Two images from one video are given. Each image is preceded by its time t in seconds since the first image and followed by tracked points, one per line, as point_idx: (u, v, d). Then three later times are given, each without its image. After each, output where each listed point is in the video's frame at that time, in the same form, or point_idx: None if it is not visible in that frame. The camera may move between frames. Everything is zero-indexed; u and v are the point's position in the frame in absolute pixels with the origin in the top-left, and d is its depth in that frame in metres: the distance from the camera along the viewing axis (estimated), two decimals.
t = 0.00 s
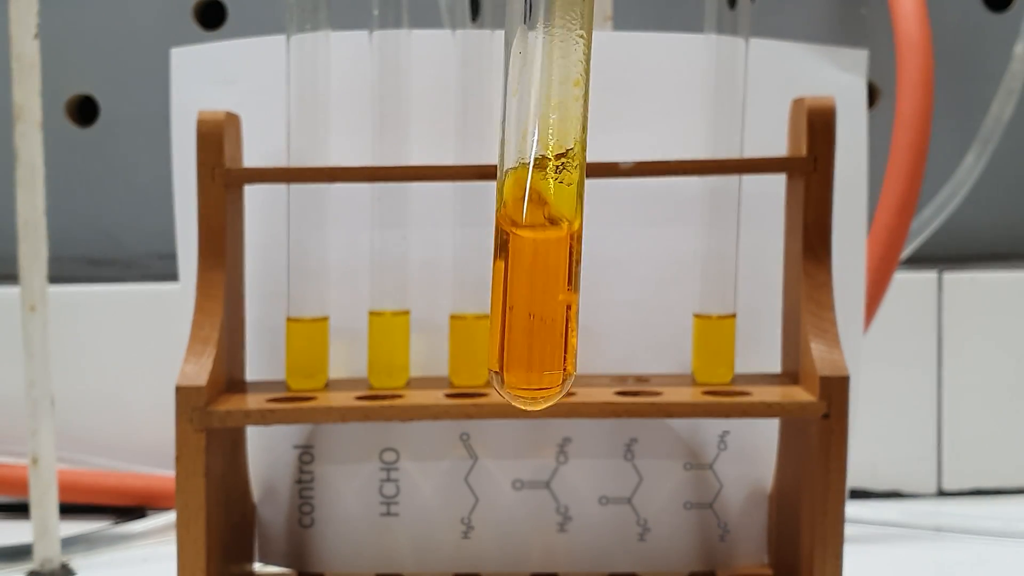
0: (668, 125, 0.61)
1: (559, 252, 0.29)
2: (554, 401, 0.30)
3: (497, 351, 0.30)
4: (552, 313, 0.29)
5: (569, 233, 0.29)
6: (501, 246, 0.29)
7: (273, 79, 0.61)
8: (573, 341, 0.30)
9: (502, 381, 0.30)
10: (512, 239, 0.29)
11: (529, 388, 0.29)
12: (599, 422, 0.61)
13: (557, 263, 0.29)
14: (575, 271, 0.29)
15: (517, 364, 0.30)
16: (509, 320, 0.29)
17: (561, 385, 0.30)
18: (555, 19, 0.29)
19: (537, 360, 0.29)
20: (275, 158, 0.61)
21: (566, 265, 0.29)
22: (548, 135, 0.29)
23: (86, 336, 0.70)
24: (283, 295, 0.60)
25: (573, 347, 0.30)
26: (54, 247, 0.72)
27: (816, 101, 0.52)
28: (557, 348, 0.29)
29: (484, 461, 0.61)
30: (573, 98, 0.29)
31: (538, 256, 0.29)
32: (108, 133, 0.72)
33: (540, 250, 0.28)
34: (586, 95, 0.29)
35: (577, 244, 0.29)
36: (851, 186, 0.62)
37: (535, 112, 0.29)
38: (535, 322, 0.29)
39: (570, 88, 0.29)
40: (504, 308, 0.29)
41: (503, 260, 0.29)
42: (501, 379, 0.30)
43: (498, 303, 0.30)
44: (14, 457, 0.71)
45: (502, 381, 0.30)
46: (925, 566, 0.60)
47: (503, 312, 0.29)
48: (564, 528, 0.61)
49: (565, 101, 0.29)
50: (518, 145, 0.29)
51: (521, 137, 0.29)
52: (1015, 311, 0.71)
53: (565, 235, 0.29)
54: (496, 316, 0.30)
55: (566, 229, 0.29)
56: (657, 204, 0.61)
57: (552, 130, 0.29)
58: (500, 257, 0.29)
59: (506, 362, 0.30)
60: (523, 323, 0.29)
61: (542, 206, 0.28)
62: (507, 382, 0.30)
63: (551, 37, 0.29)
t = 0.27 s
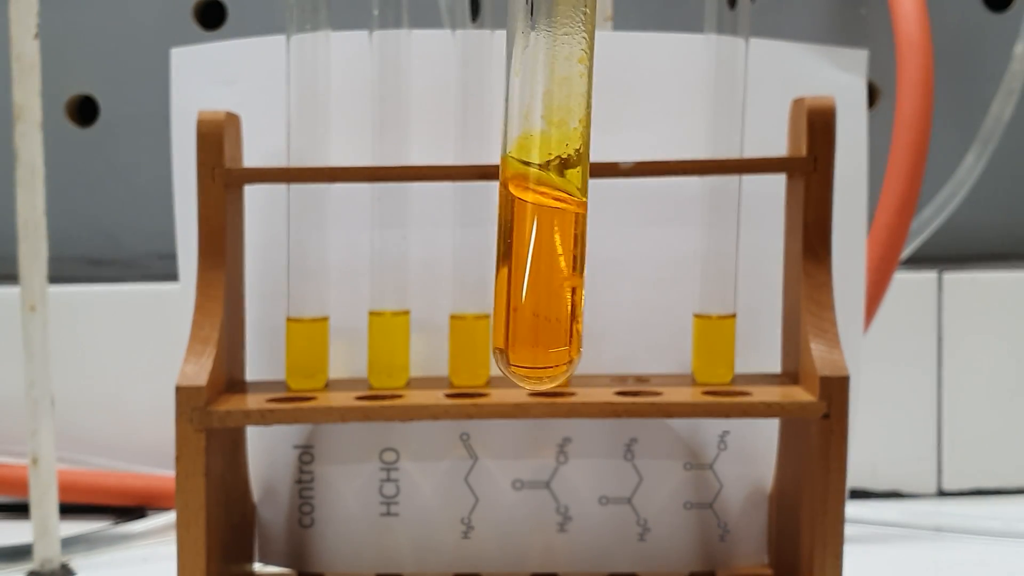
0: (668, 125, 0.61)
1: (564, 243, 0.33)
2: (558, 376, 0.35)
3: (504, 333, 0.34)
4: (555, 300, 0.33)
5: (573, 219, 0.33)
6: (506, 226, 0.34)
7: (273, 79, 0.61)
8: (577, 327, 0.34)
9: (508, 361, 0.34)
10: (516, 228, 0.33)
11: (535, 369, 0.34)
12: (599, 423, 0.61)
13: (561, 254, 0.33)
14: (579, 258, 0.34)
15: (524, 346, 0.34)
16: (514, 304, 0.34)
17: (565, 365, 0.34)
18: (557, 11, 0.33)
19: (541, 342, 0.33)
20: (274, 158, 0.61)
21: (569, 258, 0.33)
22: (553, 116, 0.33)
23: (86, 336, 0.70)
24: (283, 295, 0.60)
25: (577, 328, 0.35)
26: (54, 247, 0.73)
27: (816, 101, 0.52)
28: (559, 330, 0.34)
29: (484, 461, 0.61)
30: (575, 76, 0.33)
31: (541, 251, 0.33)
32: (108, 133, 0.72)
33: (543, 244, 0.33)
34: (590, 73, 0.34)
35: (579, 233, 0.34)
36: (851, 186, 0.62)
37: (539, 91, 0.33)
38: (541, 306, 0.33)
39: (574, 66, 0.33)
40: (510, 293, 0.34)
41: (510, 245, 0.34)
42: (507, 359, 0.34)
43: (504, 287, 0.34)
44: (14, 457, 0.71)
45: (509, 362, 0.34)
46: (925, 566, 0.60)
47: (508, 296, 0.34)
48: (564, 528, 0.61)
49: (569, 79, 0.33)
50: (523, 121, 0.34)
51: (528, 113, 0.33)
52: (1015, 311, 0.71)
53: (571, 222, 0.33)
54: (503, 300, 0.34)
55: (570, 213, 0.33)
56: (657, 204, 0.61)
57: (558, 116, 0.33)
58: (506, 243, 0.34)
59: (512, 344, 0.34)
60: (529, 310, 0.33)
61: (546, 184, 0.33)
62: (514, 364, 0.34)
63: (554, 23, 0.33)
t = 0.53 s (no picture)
0: (668, 125, 0.61)
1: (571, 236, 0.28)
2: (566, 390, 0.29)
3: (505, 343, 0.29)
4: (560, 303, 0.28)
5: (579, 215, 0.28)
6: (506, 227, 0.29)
7: (273, 79, 0.61)
8: (585, 334, 0.29)
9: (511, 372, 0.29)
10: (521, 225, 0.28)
11: (539, 380, 0.28)
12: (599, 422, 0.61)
13: (567, 253, 0.28)
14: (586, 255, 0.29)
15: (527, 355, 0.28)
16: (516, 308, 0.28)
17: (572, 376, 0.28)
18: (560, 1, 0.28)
19: (547, 349, 0.28)
20: (274, 158, 0.61)
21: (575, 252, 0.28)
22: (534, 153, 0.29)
23: (86, 336, 0.70)
24: (283, 295, 0.60)
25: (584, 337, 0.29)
26: (54, 246, 0.73)
27: (817, 101, 0.52)
28: (567, 334, 0.28)
29: (484, 461, 0.61)
30: (574, 85, 0.28)
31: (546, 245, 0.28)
32: (108, 133, 0.72)
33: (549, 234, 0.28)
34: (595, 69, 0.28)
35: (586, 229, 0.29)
36: (851, 186, 0.62)
37: (534, 113, 0.28)
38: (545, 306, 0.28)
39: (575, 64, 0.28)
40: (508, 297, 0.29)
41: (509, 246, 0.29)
42: (510, 370, 0.29)
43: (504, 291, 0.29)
44: (14, 457, 0.71)
45: (513, 375, 0.28)
46: (925, 566, 0.60)
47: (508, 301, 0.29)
48: (563, 528, 0.61)
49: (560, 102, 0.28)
50: (515, 147, 0.29)
51: (518, 141, 0.29)
52: (1015, 311, 0.71)
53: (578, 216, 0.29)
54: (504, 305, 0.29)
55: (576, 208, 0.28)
56: (657, 204, 0.61)
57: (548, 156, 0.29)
58: (505, 244, 0.29)
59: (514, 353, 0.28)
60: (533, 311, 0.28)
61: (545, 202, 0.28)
62: (518, 376, 0.28)
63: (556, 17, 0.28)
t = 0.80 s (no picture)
0: (668, 125, 0.61)
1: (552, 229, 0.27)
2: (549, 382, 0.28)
3: (486, 333, 0.28)
4: (540, 296, 0.27)
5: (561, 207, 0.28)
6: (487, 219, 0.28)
7: (273, 79, 0.61)
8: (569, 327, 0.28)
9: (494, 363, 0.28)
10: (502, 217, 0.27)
11: (520, 370, 0.27)
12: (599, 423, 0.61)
13: (550, 241, 0.27)
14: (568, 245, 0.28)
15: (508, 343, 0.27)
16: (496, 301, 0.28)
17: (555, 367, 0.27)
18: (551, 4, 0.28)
19: (527, 340, 0.27)
20: (274, 158, 0.61)
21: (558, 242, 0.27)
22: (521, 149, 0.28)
23: (86, 336, 0.70)
24: (283, 295, 0.60)
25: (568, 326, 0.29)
26: (54, 246, 0.73)
27: (816, 101, 0.52)
28: (548, 327, 0.27)
29: (484, 461, 0.61)
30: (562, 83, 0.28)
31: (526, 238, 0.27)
32: (108, 133, 0.72)
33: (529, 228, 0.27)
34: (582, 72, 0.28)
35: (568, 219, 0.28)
36: (851, 187, 0.62)
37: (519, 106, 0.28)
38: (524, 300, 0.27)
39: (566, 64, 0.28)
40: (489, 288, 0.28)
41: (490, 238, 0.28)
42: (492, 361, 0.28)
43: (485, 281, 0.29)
44: (13, 457, 0.71)
45: (493, 365, 0.28)
46: (925, 566, 0.60)
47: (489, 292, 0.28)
48: (564, 528, 0.61)
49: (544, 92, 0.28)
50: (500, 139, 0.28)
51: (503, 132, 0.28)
52: (1015, 311, 0.71)
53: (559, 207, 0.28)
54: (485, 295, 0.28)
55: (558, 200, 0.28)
56: (657, 205, 0.61)
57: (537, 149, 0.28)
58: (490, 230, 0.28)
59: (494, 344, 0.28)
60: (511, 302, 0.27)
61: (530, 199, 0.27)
62: (498, 367, 0.28)
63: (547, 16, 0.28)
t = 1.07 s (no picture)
0: (668, 125, 0.61)
1: (556, 223, 0.27)
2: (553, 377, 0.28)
3: (491, 328, 0.28)
4: (544, 291, 0.27)
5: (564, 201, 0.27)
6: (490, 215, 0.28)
7: (273, 79, 0.61)
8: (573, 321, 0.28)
9: (497, 358, 0.28)
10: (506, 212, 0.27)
11: (523, 365, 0.27)
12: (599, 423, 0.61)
13: (554, 235, 0.27)
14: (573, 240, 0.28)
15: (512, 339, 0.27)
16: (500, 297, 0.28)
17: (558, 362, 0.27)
18: None
19: (530, 336, 0.27)
20: (274, 158, 0.61)
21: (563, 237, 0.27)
22: (516, 145, 0.28)
23: (86, 336, 0.70)
24: (283, 295, 0.60)
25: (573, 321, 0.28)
26: (54, 246, 0.73)
27: (817, 101, 0.52)
28: (551, 318, 0.27)
29: (484, 461, 0.61)
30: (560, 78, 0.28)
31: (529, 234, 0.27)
32: (108, 133, 0.72)
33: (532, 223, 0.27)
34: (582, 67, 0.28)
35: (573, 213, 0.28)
36: (851, 187, 0.62)
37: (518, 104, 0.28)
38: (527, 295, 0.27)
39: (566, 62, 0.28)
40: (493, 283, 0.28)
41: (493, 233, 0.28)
42: (495, 357, 0.28)
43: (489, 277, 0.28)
44: (14, 457, 0.71)
45: (498, 360, 0.28)
46: (925, 566, 0.60)
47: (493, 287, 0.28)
48: (563, 528, 0.61)
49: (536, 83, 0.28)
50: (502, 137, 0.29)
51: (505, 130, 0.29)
52: (1015, 311, 0.71)
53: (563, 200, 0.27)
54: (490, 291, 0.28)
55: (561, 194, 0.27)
56: (657, 204, 0.61)
57: (534, 144, 0.28)
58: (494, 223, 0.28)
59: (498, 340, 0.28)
60: (515, 298, 0.27)
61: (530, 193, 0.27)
62: (502, 363, 0.28)
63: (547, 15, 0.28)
